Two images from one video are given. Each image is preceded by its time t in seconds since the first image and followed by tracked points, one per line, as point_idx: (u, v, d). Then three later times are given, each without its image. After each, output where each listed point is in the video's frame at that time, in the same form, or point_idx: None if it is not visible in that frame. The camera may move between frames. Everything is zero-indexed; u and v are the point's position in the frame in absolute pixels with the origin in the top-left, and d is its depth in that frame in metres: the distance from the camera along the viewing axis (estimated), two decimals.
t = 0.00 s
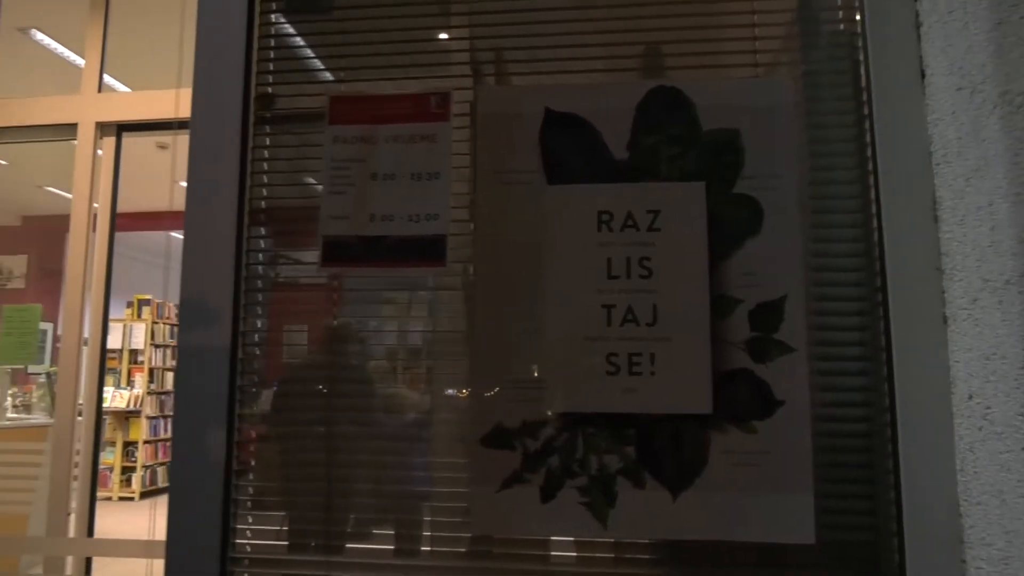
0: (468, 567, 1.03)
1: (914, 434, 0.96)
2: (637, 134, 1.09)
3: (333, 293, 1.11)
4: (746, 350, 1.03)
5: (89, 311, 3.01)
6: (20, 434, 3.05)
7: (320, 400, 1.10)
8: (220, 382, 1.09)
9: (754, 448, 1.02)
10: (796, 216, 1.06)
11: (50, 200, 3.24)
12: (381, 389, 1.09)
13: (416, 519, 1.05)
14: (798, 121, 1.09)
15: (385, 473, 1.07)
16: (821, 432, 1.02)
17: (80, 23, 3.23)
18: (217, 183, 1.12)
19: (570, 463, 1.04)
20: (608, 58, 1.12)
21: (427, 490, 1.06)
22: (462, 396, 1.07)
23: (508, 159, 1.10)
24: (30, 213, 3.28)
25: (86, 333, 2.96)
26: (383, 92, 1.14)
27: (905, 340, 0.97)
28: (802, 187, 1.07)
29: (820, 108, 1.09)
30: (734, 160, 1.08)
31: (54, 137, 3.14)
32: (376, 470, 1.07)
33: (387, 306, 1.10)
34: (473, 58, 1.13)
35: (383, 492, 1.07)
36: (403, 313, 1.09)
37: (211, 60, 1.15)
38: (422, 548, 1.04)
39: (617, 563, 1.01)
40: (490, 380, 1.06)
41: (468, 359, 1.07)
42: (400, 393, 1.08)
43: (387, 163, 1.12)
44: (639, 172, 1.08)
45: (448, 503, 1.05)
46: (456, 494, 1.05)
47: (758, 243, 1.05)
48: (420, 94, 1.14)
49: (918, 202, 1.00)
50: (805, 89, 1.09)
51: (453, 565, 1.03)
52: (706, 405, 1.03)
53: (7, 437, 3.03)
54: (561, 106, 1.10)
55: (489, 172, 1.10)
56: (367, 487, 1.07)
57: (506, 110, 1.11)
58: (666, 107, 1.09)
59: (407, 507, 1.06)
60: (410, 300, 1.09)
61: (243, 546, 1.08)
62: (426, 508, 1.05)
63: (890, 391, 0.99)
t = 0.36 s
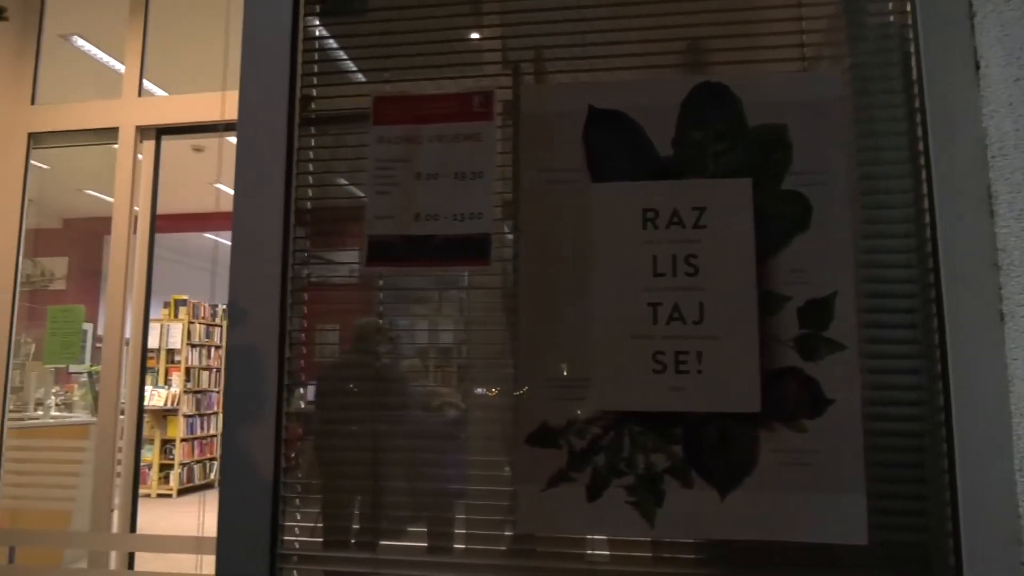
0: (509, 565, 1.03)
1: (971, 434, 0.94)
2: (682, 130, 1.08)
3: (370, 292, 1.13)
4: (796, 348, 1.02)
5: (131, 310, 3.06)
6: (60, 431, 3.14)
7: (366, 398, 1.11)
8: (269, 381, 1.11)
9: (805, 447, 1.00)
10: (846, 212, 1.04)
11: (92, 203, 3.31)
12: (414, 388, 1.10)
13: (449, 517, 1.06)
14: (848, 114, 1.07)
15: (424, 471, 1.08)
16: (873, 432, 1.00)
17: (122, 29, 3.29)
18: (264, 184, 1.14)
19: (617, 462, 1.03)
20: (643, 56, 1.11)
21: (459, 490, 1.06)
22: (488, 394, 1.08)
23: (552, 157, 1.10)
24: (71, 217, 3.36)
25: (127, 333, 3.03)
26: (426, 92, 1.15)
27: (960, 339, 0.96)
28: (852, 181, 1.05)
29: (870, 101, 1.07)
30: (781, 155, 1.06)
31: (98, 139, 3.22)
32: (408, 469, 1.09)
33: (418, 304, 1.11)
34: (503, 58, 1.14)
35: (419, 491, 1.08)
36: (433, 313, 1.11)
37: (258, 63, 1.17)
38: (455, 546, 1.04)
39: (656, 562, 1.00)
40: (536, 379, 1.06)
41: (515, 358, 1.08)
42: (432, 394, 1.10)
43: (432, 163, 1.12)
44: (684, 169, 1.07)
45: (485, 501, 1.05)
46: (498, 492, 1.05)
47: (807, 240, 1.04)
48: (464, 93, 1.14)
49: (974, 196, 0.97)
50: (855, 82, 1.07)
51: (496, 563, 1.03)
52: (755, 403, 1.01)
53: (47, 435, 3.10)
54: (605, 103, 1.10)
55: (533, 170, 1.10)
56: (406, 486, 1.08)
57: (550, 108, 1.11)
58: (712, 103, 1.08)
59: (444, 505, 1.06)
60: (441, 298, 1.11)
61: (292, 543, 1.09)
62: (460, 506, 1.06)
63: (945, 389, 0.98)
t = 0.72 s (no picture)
0: (546, 565, 1.03)
1: None
2: (727, 128, 1.07)
3: (397, 293, 1.14)
4: (845, 348, 1.00)
5: (168, 311, 3.11)
6: (99, 429, 3.19)
7: (410, 398, 1.12)
8: (312, 380, 1.12)
9: (854, 449, 0.99)
10: (897, 209, 1.02)
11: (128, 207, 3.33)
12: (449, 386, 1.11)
13: (478, 516, 1.07)
14: (897, 110, 1.05)
15: (449, 472, 1.10)
16: (925, 434, 0.98)
17: (159, 34, 3.34)
18: (309, 184, 1.15)
19: (662, 463, 1.03)
20: (674, 53, 1.11)
21: (491, 490, 1.07)
22: (516, 395, 1.08)
23: (596, 156, 1.10)
24: (106, 218, 3.39)
25: (165, 333, 3.07)
26: (469, 92, 1.16)
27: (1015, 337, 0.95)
28: (903, 178, 1.03)
29: (920, 96, 1.05)
30: (829, 151, 1.05)
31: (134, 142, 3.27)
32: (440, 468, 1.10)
33: (446, 305, 1.12)
34: (534, 57, 1.15)
35: (449, 488, 1.09)
36: (462, 313, 1.12)
37: (301, 64, 1.18)
38: (484, 544, 1.06)
39: (688, 563, 1.00)
40: (580, 378, 1.06)
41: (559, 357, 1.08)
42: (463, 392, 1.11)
43: (474, 163, 1.13)
44: (729, 167, 1.06)
45: (518, 501, 1.06)
46: (540, 491, 1.06)
47: (857, 238, 1.02)
48: (506, 94, 1.14)
49: None
50: (904, 78, 1.05)
51: (535, 563, 1.04)
52: (802, 404, 1.00)
53: (85, 433, 3.16)
54: (649, 101, 1.09)
55: (576, 170, 1.10)
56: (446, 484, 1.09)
57: (593, 107, 1.11)
58: (757, 100, 1.07)
59: (474, 504, 1.07)
60: (469, 298, 1.11)
61: (336, 540, 1.11)
62: (491, 504, 1.07)
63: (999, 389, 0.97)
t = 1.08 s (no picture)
0: (594, 562, 1.03)
1: None
2: (776, 121, 1.05)
3: (428, 291, 1.16)
4: (899, 345, 0.99)
5: (206, 311, 3.16)
6: (139, 425, 3.26)
7: (457, 395, 1.13)
8: (359, 376, 1.12)
9: (909, 448, 0.97)
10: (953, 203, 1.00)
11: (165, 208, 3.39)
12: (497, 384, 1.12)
13: (515, 512, 1.08)
14: (952, 102, 1.02)
15: (480, 470, 1.11)
16: (984, 433, 0.96)
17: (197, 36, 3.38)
18: (355, 182, 1.15)
19: (711, 461, 1.02)
20: (710, 49, 1.10)
21: (528, 485, 1.09)
22: (544, 393, 1.10)
23: (642, 152, 1.09)
24: (144, 219, 3.47)
25: (203, 333, 3.12)
26: (514, 89, 1.16)
27: None
28: (959, 171, 1.01)
29: (977, 88, 1.03)
30: (881, 145, 1.03)
31: (172, 145, 3.34)
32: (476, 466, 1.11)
33: (476, 304, 1.14)
34: (565, 55, 1.15)
35: (484, 484, 1.11)
36: (493, 313, 1.13)
37: (347, 63, 1.18)
38: (519, 540, 1.07)
39: (725, 562, 0.99)
40: (627, 375, 1.06)
41: (606, 353, 1.08)
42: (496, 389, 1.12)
43: (520, 160, 1.13)
44: (778, 162, 1.05)
45: (552, 497, 1.07)
46: (587, 487, 1.06)
47: (911, 233, 1.00)
48: (551, 90, 1.14)
49: None
50: (960, 69, 1.03)
51: (577, 560, 1.04)
52: (855, 402, 0.99)
53: (127, 428, 3.24)
54: (696, 97, 1.08)
55: (623, 166, 1.09)
56: (491, 480, 1.10)
57: (639, 103, 1.10)
58: (808, 94, 1.06)
59: (510, 500, 1.09)
60: (501, 299, 1.13)
61: (383, 536, 1.12)
62: (527, 501, 1.08)
63: None
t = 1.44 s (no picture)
0: (648, 554, 1.03)
1: None
2: (832, 107, 1.03)
3: (463, 282, 1.17)
4: (963, 335, 0.96)
5: (248, 308, 3.20)
6: (183, 419, 3.43)
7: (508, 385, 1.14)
8: (411, 368, 1.14)
9: (975, 441, 0.94)
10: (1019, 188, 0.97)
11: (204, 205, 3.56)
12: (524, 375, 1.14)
13: (572, 504, 1.08)
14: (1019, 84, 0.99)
15: (524, 459, 1.12)
16: None
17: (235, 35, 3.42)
18: (405, 175, 1.17)
19: (767, 453, 1.00)
20: (753, 35, 1.08)
21: (570, 476, 1.09)
22: (576, 388, 1.11)
23: (694, 141, 1.07)
24: (185, 219, 3.60)
25: (246, 329, 3.15)
26: (561, 80, 1.15)
27: None
28: None
29: None
30: (943, 130, 1.00)
31: (211, 143, 3.39)
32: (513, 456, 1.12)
33: (512, 300, 1.15)
34: (602, 46, 1.14)
35: (529, 476, 1.11)
36: (525, 309, 1.14)
37: (395, 58, 1.20)
38: (566, 531, 1.08)
39: (771, 555, 0.98)
40: (680, 367, 1.05)
41: (658, 344, 1.07)
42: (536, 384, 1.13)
43: (569, 150, 1.12)
44: (835, 149, 1.02)
45: (591, 488, 1.08)
46: (641, 480, 1.05)
47: (976, 220, 0.97)
48: (599, 80, 1.13)
49: None
50: None
51: (623, 551, 1.04)
52: (918, 393, 0.96)
53: (172, 422, 3.39)
54: (748, 84, 1.07)
55: (674, 156, 1.08)
56: (537, 471, 1.10)
57: (690, 91, 1.09)
58: (865, 78, 1.03)
59: (564, 492, 1.09)
60: (535, 292, 1.14)
61: (435, 526, 1.13)
62: (576, 493, 1.08)
63: None
